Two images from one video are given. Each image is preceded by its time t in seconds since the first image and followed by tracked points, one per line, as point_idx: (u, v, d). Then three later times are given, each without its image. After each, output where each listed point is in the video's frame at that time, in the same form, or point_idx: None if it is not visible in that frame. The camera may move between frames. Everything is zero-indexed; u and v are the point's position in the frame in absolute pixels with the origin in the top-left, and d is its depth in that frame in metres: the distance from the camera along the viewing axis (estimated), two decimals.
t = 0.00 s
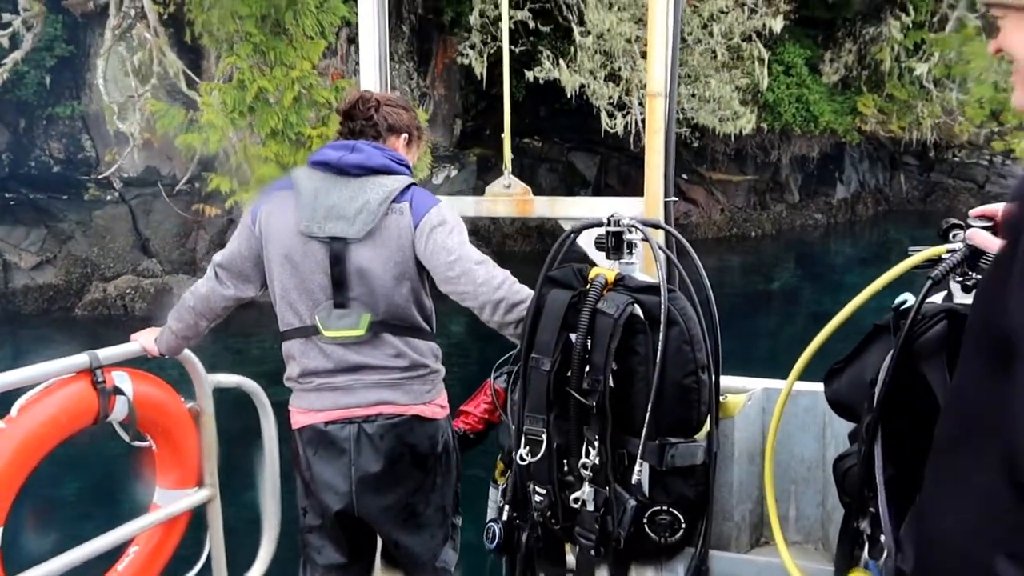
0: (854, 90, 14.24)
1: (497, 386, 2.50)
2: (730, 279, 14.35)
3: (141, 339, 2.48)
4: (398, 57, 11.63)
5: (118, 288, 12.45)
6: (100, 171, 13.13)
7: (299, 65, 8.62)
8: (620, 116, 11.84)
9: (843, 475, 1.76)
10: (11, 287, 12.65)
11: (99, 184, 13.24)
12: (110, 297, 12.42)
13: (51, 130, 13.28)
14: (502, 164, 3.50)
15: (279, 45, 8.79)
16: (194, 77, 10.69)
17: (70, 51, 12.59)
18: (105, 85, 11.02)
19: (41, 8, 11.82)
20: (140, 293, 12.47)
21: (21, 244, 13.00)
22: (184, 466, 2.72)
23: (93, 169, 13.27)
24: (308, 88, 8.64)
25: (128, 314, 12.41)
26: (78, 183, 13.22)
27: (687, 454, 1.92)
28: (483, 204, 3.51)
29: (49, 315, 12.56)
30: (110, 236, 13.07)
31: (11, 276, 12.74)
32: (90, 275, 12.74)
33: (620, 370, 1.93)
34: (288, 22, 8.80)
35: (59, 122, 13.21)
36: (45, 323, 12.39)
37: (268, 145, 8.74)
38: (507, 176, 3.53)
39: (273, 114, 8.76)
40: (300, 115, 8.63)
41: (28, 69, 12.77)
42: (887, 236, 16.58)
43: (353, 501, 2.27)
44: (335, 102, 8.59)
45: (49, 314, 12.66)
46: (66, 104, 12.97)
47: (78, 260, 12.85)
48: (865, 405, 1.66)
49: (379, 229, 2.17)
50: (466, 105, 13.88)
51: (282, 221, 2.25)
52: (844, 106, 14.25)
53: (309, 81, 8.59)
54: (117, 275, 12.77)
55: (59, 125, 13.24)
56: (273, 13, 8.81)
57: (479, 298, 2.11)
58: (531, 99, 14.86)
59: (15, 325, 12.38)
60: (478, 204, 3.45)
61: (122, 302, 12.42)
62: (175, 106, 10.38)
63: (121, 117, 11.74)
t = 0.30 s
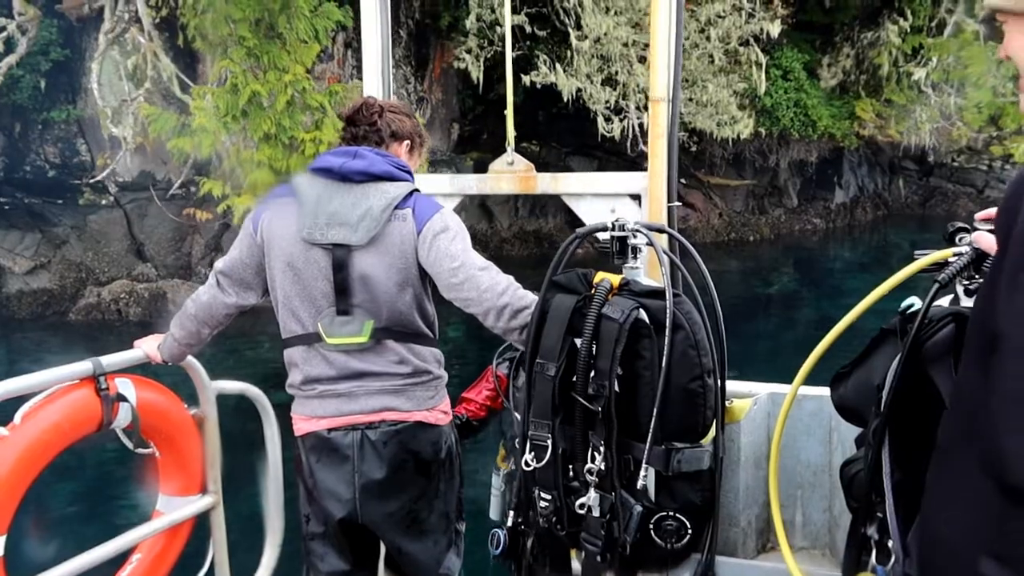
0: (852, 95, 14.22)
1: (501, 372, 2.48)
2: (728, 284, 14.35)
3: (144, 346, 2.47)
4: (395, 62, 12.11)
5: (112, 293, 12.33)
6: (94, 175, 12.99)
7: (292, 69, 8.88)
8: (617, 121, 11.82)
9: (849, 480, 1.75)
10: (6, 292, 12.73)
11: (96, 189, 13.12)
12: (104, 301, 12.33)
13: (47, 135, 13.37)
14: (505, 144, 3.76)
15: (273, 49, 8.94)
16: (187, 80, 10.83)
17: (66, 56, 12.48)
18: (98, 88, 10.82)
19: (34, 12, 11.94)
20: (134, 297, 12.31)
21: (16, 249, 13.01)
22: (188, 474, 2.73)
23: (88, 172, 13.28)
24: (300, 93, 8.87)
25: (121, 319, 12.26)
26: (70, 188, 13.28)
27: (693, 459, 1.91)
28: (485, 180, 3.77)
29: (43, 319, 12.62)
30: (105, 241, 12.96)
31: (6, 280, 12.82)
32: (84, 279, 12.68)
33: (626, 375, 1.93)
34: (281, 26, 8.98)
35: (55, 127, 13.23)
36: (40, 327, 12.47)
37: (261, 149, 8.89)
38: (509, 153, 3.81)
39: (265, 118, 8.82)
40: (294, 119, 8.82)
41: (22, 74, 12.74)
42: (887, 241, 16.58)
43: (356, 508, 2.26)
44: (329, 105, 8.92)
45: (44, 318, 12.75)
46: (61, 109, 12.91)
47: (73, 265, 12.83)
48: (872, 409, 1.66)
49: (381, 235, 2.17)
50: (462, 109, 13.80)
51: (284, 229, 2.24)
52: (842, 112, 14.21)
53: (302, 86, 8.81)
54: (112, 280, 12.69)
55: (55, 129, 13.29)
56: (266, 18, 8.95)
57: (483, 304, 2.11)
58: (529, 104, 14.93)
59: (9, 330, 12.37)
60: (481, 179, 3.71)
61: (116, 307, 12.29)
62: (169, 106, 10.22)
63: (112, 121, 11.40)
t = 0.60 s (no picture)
0: (851, 91, 14.23)
1: (485, 358, 2.43)
2: (726, 282, 14.36)
3: (143, 349, 2.45)
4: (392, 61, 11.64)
5: (105, 292, 12.36)
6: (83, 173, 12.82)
7: (283, 66, 8.72)
8: (614, 118, 11.84)
9: (855, 481, 1.74)
10: None
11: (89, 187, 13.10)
12: (97, 300, 12.37)
13: (40, 133, 13.14)
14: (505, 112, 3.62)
15: (264, 46, 8.77)
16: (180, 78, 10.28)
17: (58, 54, 12.30)
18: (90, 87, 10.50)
19: (26, 11, 11.15)
20: (127, 296, 12.33)
21: (8, 248, 13.09)
22: (189, 478, 2.72)
23: (81, 171, 13.13)
24: (291, 90, 8.75)
25: (115, 317, 12.35)
26: (64, 186, 13.11)
27: (696, 460, 1.89)
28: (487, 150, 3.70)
29: (37, 318, 12.75)
30: (99, 239, 12.99)
31: None
32: (78, 278, 12.79)
33: (628, 375, 1.92)
34: (272, 22, 8.76)
35: (48, 125, 13.03)
36: (35, 327, 12.51)
37: (253, 148, 8.85)
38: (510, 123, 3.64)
39: (257, 116, 8.79)
40: (285, 117, 8.74)
41: (15, 72, 12.53)
42: (885, 238, 16.64)
43: (357, 511, 2.25)
44: (320, 104, 8.82)
45: (37, 317, 12.83)
46: (55, 107, 12.72)
47: (67, 264, 12.91)
48: (878, 410, 1.65)
49: (381, 236, 2.15)
50: (462, 107, 14.12)
51: (283, 230, 2.23)
52: (840, 108, 14.20)
53: (292, 83, 8.71)
54: (105, 278, 12.79)
55: (48, 128, 13.09)
56: (257, 14, 8.76)
57: (484, 306, 2.09)
58: (527, 101, 14.91)
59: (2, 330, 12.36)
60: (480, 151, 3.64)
61: (109, 306, 12.36)
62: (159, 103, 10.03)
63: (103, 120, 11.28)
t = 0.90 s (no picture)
0: (852, 87, 14.23)
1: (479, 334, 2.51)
2: (726, 279, 14.32)
3: (146, 349, 2.45)
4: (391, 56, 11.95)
5: (102, 290, 12.38)
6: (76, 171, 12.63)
7: (276, 63, 8.70)
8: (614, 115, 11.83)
9: (858, 481, 1.74)
10: None
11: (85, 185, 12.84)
12: (93, 298, 12.40)
13: (36, 130, 12.95)
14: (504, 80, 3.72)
15: (256, 42, 8.74)
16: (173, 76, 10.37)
17: (53, 51, 12.14)
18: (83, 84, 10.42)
19: (20, 7, 10.98)
20: (123, 294, 12.35)
21: (5, 247, 13.05)
22: (193, 479, 2.72)
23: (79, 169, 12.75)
24: (285, 87, 8.75)
25: (111, 315, 12.38)
26: (61, 184, 12.93)
27: (699, 460, 1.88)
28: (488, 119, 3.80)
29: (34, 317, 12.80)
30: (95, 237, 12.84)
31: None
32: (74, 276, 12.78)
33: (630, 375, 1.90)
34: (265, 19, 8.73)
35: (44, 123, 12.84)
36: (31, 325, 12.45)
37: (246, 144, 8.85)
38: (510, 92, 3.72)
39: (250, 112, 8.76)
40: (279, 113, 8.74)
41: (10, 69, 12.38)
42: (887, 234, 16.64)
43: (362, 511, 2.24)
44: (315, 100, 8.89)
45: (33, 316, 12.89)
46: (50, 104, 12.58)
47: (62, 262, 12.87)
48: (881, 409, 1.64)
49: (383, 236, 2.14)
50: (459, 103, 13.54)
51: (285, 231, 2.22)
52: (842, 103, 14.19)
53: (287, 79, 8.70)
54: (102, 277, 12.76)
55: (44, 125, 12.88)
56: (250, 11, 8.72)
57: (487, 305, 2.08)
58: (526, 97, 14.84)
59: None
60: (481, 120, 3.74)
61: (105, 303, 12.39)
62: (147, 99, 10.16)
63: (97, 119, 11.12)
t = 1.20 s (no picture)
0: (855, 89, 14.22)
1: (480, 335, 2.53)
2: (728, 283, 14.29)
3: (147, 358, 2.44)
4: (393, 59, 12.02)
5: (99, 293, 12.39)
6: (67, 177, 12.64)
7: (271, 67, 8.73)
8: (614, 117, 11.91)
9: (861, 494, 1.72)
10: None
11: (83, 189, 13.00)
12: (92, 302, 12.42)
13: (36, 134, 12.91)
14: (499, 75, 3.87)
15: (252, 45, 8.76)
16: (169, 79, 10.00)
17: (52, 54, 12.11)
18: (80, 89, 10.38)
19: (17, 10, 10.96)
20: (121, 298, 12.38)
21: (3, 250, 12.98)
22: (194, 487, 2.72)
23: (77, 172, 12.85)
24: (280, 90, 8.79)
25: (109, 319, 12.37)
26: (58, 188, 13.02)
27: (701, 472, 1.88)
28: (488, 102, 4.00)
29: (33, 321, 12.73)
30: (93, 241, 12.94)
31: None
32: (72, 280, 12.78)
33: (632, 387, 1.89)
34: (261, 23, 8.69)
35: (43, 126, 12.78)
36: (29, 329, 12.45)
37: (242, 148, 8.88)
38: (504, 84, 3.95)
39: (245, 117, 8.84)
40: (274, 117, 8.78)
41: (8, 73, 12.24)
42: (890, 237, 16.64)
43: (364, 521, 2.23)
44: (311, 104, 8.86)
45: (33, 319, 12.83)
46: (49, 108, 12.51)
47: (61, 266, 12.87)
48: (884, 422, 1.63)
49: (383, 246, 2.13)
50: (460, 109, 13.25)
51: (286, 241, 2.21)
52: (845, 105, 14.17)
53: (282, 83, 8.75)
54: (100, 280, 12.78)
55: (43, 129, 12.82)
56: (245, 14, 8.71)
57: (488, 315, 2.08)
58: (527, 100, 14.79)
59: None
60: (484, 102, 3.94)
61: (103, 308, 12.38)
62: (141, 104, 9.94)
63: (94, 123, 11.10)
